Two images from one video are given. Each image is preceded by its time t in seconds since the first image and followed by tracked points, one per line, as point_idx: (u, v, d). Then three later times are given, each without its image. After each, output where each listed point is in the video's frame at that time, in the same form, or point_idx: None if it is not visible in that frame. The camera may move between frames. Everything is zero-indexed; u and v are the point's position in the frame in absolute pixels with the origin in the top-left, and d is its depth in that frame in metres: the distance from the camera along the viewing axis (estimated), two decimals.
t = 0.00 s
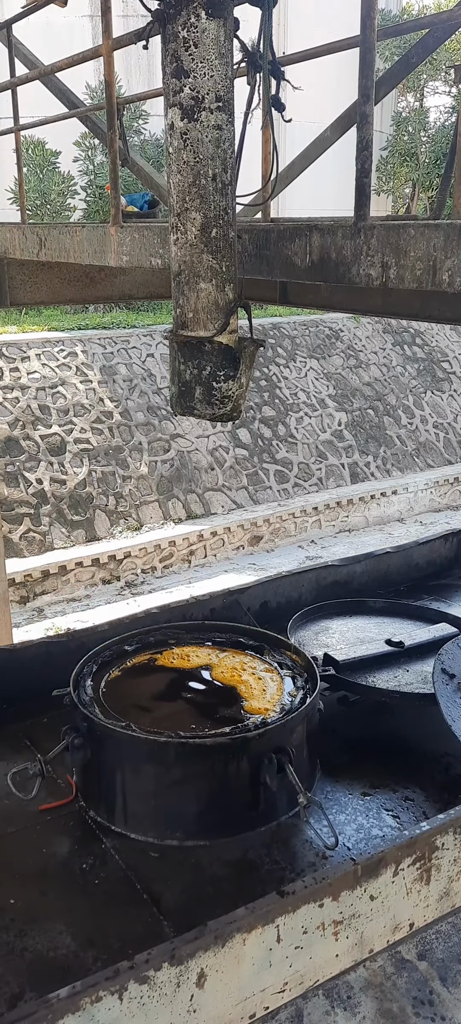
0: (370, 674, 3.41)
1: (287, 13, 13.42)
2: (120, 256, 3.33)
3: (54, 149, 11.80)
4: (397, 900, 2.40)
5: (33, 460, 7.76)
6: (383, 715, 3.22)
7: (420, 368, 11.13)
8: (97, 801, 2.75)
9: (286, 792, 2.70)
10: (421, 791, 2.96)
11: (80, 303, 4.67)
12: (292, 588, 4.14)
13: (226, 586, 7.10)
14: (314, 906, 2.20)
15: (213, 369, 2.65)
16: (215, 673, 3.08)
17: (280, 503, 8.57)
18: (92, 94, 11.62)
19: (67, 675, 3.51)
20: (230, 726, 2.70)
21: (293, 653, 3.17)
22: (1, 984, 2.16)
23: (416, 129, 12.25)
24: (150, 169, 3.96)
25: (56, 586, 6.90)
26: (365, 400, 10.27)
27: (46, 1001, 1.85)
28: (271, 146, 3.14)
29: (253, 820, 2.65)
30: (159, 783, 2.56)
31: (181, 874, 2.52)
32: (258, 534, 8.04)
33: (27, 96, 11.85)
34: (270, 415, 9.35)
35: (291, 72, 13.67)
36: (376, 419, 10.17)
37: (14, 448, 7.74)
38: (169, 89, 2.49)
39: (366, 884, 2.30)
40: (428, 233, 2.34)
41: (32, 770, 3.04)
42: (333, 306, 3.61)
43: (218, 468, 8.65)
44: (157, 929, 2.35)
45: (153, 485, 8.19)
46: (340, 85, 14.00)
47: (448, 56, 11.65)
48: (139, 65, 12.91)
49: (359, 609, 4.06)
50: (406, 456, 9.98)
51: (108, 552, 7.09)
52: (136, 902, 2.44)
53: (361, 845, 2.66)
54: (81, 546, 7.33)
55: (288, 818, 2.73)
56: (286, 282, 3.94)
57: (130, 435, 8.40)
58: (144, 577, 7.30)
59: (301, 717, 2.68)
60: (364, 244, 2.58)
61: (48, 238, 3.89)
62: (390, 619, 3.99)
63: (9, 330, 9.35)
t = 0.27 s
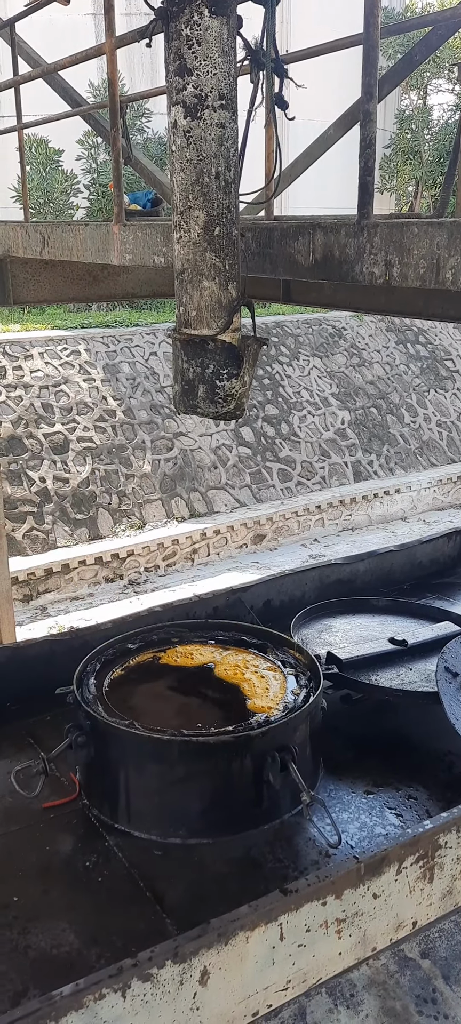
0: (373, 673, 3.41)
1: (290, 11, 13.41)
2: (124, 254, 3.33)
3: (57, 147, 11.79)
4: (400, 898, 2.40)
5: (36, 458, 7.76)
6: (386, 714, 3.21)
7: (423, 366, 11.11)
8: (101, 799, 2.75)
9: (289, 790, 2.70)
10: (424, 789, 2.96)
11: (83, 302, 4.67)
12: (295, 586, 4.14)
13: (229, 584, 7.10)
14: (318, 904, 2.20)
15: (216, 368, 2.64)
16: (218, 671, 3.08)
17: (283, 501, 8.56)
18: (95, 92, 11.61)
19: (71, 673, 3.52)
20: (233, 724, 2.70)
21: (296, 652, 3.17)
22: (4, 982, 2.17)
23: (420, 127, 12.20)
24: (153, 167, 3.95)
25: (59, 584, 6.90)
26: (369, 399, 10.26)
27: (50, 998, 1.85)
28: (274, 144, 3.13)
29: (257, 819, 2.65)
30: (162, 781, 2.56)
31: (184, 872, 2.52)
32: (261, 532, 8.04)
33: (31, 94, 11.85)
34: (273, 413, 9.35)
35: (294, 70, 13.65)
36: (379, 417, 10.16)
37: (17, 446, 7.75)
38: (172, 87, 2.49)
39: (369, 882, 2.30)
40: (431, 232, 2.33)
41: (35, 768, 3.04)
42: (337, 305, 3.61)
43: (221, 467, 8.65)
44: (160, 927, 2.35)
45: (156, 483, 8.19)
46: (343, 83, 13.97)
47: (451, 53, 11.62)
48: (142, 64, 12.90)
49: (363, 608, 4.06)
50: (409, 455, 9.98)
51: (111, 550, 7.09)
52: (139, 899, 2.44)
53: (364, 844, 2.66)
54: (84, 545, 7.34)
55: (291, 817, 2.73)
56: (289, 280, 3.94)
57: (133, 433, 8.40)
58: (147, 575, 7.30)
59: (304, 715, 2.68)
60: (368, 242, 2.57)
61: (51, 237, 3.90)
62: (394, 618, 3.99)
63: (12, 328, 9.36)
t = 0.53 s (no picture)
0: (374, 671, 3.41)
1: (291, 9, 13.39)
2: (125, 252, 3.33)
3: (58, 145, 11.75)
4: (401, 896, 2.40)
5: (38, 457, 7.76)
6: (387, 712, 3.21)
7: (425, 365, 11.11)
8: (102, 797, 2.75)
9: (290, 789, 2.70)
10: (426, 788, 2.96)
11: (84, 300, 4.66)
12: (296, 584, 4.14)
13: (230, 582, 7.11)
14: (318, 903, 2.20)
15: (217, 367, 2.64)
16: (219, 670, 3.07)
17: (284, 499, 8.56)
18: (97, 89, 11.59)
19: (72, 671, 3.52)
20: (235, 723, 2.70)
21: (297, 650, 3.17)
22: (5, 980, 2.17)
23: (422, 125, 12.18)
24: (155, 165, 3.94)
25: (61, 583, 6.91)
26: (370, 397, 10.25)
27: (51, 997, 1.85)
28: (276, 142, 3.13)
29: (257, 817, 2.65)
30: (163, 780, 2.56)
31: (184, 871, 2.52)
32: (263, 530, 8.04)
33: (33, 92, 11.84)
34: (275, 412, 9.35)
35: (296, 67, 13.63)
36: (381, 416, 10.15)
37: (18, 445, 7.74)
38: (174, 85, 2.49)
39: (369, 880, 2.30)
40: (433, 230, 2.33)
41: (36, 766, 3.05)
42: (338, 304, 3.61)
43: (223, 465, 8.65)
44: (161, 926, 2.35)
45: (158, 482, 8.19)
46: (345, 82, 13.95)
47: (453, 52, 11.61)
48: (143, 61, 12.88)
49: (364, 607, 4.06)
50: (411, 453, 9.97)
51: (113, 548, 7.09)
52: (140, 898, 2.44)
53: (365, 842, 2.66)
54: (85, 543, 7.34)
55: (292, 815, 2.73)
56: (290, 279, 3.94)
57: (135, 432, 8.40)
58: (148, 574, 7.30)
59: (306, 714, 2.68)
60: (369, 240, 2.56)
61: (53, 235, 3.89)
62: (395, 617, 3.99)
63: (13, 327, 9.36)
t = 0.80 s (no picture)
0: (374, 670, 3.41)
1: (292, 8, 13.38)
2: (125, 251, 3.32)
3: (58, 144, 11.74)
4: (402, 894, 2.40)
5: (38, 455, 7.76)
6: (387, 711, 3.21)
7: (425, 364, 11.10)
8: (102, 796, 2.75)
9: (290, 787, 2.70)
10: (426, 786, 2.96)
11: (85, 299, 4.66)
12: (297, 583, 4.14)
13: (230, 581, 7.11)
14: (319, 901, 2.20)
15: (218, 366, 2.64)
16: (220, 670, 3.07)
17: (285, 498, 8.56)
18: (97, 88, 11.58)
19: (72, 670, 3.52)
20: (236, 722, 2.70)
21: (298, 649, 3.17)
22: (5, 978, 2.17)
23: (422, 123, 12.17)
24: (155, 164, 3.94)
25: (61, 582, 6.91)
26: (371, 396, 10.25)
27: (51, 994, 1.86)
28: (277, 140, 3.12)
29: (257, 816, 2.65)
30: (163, 779, 2.56)
31: (185, 870, 2.52)
32: (263, 529, 8.04)
33: (33, 91, 11.83)
34: (275, 411, 9.34)
35: (297, 66, 13.63)
36: (381, 415, 10.15)
37: (19, 443, 7.74)
38: (174, 84, 2.49)
39: (370, 879, 2.30)
40: (434, 229, 2.32)
41: (36, 765, 3.05)
42: (339, 302, 3.61)
43: (223, 464, 8.65)
44: (161, 924, 2.35)
45: (158, 481, 8.19)
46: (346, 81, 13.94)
47: (454, 50, 11.60)
48: (144, 60, 12.88)
49: (364, 606, 4.06)
50: (411, 452, 9.97)
51: (113, 547, 7.10)
52: (140, 897, 2.44)
53: (365, 841, 2.66)
54: (85, 542, 7.34)
55: (293, 814, 2.73)
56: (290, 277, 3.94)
57: (135, 430, 8.40)
58: (149, 572, 7.30)
59: (306, 713, 2.68)
60: (370, 239, 2.56)
61: (53, 234, 3.89)
62: (396, 616, 3.99)
63: (14, 326, 9.36)
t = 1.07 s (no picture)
0: (374, 670, 3.41)
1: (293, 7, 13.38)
2: (125, 249, 3.32)
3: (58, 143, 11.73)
4: (402, 894, 2.40)
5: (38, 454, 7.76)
6: (387, 710, 3.21)
7: (425, 363, 11.09)
8: (102, 795, 2.75)
9: (290, 786, 2.70)
10: (426, 786, 2.96)
11: (85, 298, 4.65)
12: (297, 582, 4.13)
13: (230, 580, 7.11)
14: (319, 900, 2.20)
15: (218, 364, 2.64)
16: (220, 670, 3.06)
17: (285, 497, 8.56)
18: (98, 87, 11.57)
19: (72, 669, 3.52)
20: (235, 721, 2.70)
21: (298, 648, 3.17)
22: (5, 977, 2.17)
23: (422, 122, 12.18)
24: (155, 163, 3.93)
25: (61, 581, 6.90)
26: (371, 396, 10.24)
27: (51, 994, 1.85)
28: (277, 139, 3.12)
29: (257, 815, 2.65)
30: (163, 778, 2.56)
31: (184, 869, 2.52)
32: (263, 528, 8.04)
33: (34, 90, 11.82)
34: (275, 410, 9.34)
35: (297, 65, 13.62)
36: (381, 414, 10.14)
37: (19, 442, 7.74)
38: (175, 83, 2.48)
39: (370, 879, 2.30)
40: (434, 228, 2.32)
41: (36, 764, 3.05)
42: (339, 301, 3.60)
43: (223, 463, 8.64)
44: (161, 923, 2.36)
45: (158, 480, 8.19)
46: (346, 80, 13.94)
47: (455, 49, 11.60)
48: (144, 59, 12.88)
49: (364, 605, 4.06)
50: (411, 451, 9.96)
51: (113, 547, 7.09)
52: (140, 896, 2.44)
53: (365, 840, 2.66)
54: (85, 541, 7.34)
55: (293, 813, 2.73)
56: (290, 276, 3.93)
57: (135, 429, 8.40)
58: (149, 571, 7.30)
59: (306, 712, 2.68)
60: (370, 238, 2.55)
61: (53, 233, 3.88)
62: (396, 615, 3.99)
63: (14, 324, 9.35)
